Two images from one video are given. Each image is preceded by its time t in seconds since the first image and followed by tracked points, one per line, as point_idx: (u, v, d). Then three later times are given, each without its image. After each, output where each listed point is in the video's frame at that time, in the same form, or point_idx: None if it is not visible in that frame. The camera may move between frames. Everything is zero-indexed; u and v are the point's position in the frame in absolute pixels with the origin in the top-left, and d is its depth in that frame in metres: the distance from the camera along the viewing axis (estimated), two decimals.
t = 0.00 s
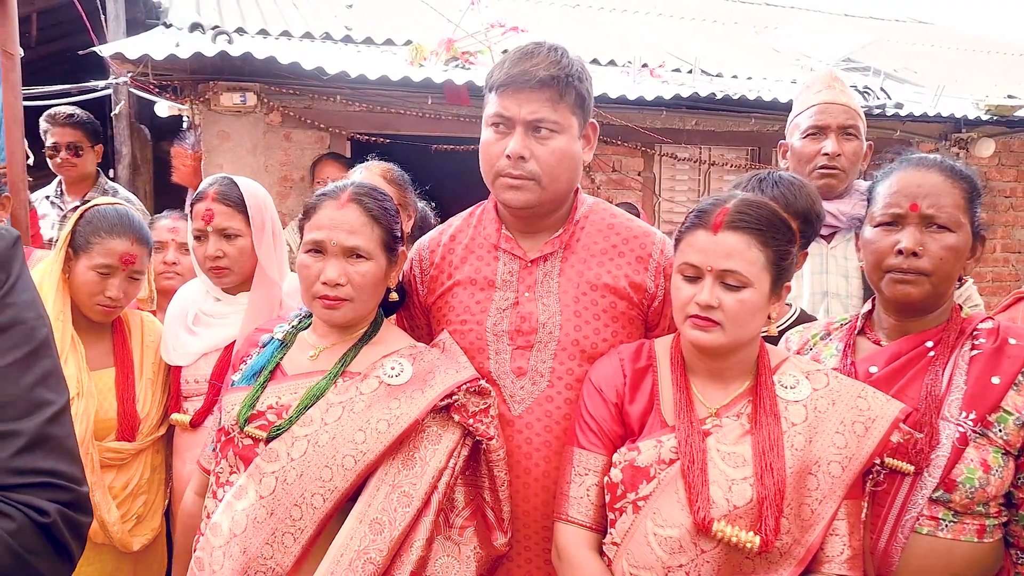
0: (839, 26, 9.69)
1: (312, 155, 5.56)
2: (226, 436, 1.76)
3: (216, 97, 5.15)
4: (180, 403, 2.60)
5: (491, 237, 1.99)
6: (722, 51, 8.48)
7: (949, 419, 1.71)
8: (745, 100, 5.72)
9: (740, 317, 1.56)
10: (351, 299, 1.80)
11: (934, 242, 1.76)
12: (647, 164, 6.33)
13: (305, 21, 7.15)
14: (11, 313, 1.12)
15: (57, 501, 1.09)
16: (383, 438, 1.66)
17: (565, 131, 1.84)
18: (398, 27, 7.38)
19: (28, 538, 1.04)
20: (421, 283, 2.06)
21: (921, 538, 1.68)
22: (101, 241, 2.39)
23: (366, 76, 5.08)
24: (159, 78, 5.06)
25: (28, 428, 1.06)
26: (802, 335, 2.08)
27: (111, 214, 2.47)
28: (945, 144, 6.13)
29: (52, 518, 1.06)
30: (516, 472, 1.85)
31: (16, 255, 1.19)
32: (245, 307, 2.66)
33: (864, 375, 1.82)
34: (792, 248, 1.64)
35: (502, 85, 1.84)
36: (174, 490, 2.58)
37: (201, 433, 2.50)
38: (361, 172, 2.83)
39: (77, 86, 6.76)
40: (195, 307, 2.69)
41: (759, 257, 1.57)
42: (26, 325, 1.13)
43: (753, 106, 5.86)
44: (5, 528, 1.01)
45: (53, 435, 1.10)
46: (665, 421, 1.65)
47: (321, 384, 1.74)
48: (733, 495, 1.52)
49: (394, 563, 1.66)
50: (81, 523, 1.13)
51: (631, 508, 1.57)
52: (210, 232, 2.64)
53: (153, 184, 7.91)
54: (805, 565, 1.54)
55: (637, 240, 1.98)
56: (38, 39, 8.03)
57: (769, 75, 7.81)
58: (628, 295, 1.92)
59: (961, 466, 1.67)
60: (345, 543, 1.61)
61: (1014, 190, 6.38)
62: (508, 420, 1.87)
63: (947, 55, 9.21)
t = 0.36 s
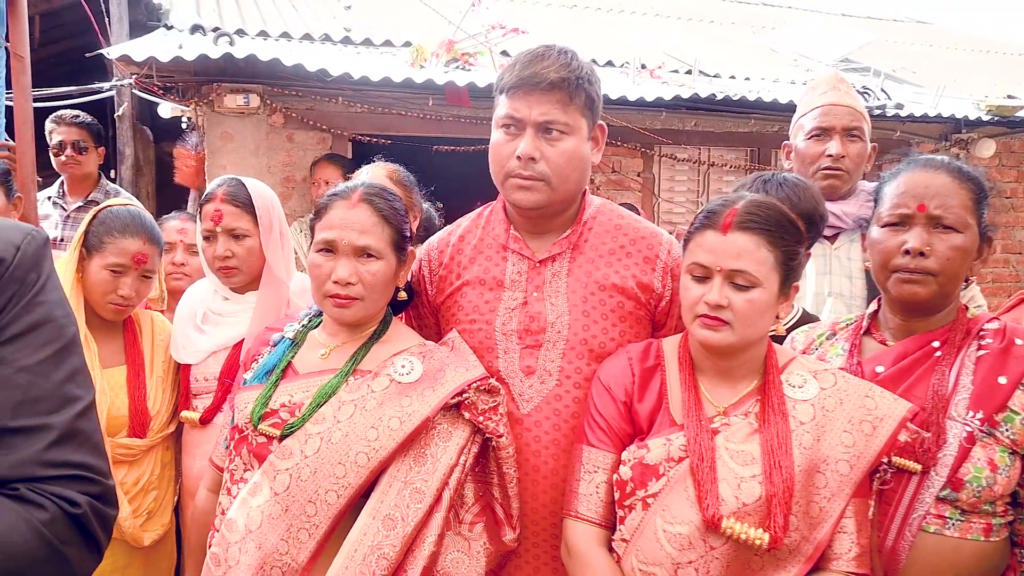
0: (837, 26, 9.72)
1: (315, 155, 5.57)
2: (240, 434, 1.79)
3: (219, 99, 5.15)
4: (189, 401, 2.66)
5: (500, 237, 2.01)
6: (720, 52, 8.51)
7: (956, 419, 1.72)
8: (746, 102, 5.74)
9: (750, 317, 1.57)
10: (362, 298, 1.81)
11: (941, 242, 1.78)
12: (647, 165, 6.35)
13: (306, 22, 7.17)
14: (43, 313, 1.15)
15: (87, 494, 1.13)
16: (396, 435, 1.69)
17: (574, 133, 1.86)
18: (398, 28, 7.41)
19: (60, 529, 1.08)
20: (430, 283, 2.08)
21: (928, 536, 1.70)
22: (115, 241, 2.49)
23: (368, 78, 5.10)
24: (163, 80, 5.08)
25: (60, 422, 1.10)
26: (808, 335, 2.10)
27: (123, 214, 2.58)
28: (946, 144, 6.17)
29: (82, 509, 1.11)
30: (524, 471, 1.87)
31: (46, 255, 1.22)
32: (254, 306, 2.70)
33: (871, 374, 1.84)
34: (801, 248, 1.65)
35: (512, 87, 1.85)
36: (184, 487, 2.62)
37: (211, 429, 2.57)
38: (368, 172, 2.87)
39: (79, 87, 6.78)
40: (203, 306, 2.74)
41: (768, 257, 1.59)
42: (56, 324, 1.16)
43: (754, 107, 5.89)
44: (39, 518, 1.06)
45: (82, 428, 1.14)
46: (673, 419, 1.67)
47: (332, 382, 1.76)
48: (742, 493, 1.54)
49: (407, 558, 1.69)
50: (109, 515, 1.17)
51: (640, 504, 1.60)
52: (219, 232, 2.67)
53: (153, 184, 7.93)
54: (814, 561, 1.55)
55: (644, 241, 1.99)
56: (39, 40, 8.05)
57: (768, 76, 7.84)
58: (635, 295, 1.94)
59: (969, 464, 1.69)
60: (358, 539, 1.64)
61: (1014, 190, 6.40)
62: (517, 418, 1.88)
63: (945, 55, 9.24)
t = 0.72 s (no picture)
0: (854, 24, 9.68)
1: (334, 157, 5.62)
2: (274, 431, 1.85)
3: (241, 101, 5.21)
4: (218, 398, 2.72)
5: (526, 238, 2.04)
6: (737, 52, 8.50)
7: (982, 419, 1.73)
8: (764, 102, 5.75)
9: (776, 317, 1.60)
10: (391, 300, 1.86)
11: (967, 243, 1.79)
12: (664, 166, 6.33)
13: (325, 24, 7.22)
14: (94, 310, 1.26)
15: (139, 484, 1.23)
16: (425, 433, 1.73)
17: (601, 135, 1.88)
18: (415, 29, 7.46)
19: (115, 517, 1.18)
20: (457, 284, 2.11)
21: (954, 536, 1.71)
22: (149, 241, 2.61)
23: (388, 80, 5.14)
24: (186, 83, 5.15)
25: (112, 415, 1.21)
26: (831, 335, 2.11)
27: (155, 215, 2.70)
28: (967, 144, 6.14)
29: (136, 498, 1.20)
30: (552, 468, 1.91)
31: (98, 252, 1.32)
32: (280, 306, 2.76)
33: (895, 375, 1.85)
34: (826, 249, 1.67)
35: (540, 90, 1.88)
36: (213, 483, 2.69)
37: (239, 426, 2.63)
38: (392, 174, 2.92)
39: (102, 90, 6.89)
40: (230, 305, 2.82)
41: (794, 258, 1.61)
42: (105, 320, 1.27)
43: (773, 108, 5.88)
44: (95, 506, 1.15)
45: (132, 420, 1.24)
46: (698, 418, 1.69)
47: (363, 380, 1.82)
48: (768, 491, 1.56)
49: (437, 554, 1.73)
50: (159, 505, 1.27)
51: (666, 502, 1.62)
52: (247, 234, 2.74)
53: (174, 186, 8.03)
54: (840, 559, 1.57)
55: (669, 242, 2.01)
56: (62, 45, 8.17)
57: (785, 76, 7.82)
58: (660, 295, 1.96)
59: (995, 465, 1.69)
60: (390, 534, 1.68)
61: None
62: (544, 417, 1.92)
63: (965, 54, 9.18)
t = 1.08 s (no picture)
0: (873, 23, 9.64)
1: (356, 158, 5.68)
2: (314, 425, 1.93)
3: (264, 104, 5.25)
4: (247, 396, 2.77)
5: (553, 239, 2.11)
6: (755, 51, 8.49)
7: (1007, 419, 1.75)
8: (784, 103, 5.76)
9: (802, 317, 1.62)
10: (418, 320, 1.91)
11: (992, 245, 1.81)
12: (682, 167, 6.35)
13: (345, 26, 7.28)
14: (144, 307, 1.31)
15: (189, 474, 1.29)
16: (459, 430, 1.79)
17: (629, 137, 1.92)
18: (434, 31, 7.51)
19: (168, 505, 1.23)
20: (485, 284, 2.18)
21: (978, 534, 1.73)
22: (181, 241, 2.68)
23: (410, 82, 5.19)
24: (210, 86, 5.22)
25: (163, 408, 1.26)
26: (854, 334, 2.14)
27: (187, 217, 2.77)
28: (988, 144, 6.12)
29: (185, 488, 1.26)
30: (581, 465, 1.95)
31: (144, 251, 1.38)
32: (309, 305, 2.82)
33: (920, 375, 1.87)
34: (852, 250, 1.69)
35: (569, 93, 1.92)
36: (243, 478, 2.74)
37: (267, 423, 2.68)
38: (418, 176, 2.97)
39: (126, 93, 6.99)
40: (260, 304, 2.88)
41: (820, 259, 1.64)
42: (154, 316, 1.32)
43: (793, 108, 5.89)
44: (149, 494, 1.20)
45: (180, 413, 1.30)
46: (725, 416, 1.73)
47: (399, 379, 1.88)
48: (795, 488, 1.59)
49: (469, 550, 1.78)
50: (206, 495, 1.32)
51: (694, 499, 1.65)
52: (276, 235, 2.79)
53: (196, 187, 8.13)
54: (866, 556, 1.59)
55: (696, 242, 2.07)
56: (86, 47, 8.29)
57: (804, 75, 7.82)
58: (688, 296, 2.02)
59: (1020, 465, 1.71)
60: (423, 530, 1.74)
61: None
62: (573, 416, 1.97)
63: (986, 52, 9.13)
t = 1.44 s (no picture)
0: (896, 22, 9.57)
1: (379, 160, 5.72)
2: (353, 425, 2.03)
3: (290, 105, 5.36)
4: (278, 394, 2.82)
5: (585, 241, 2.21)
6: (776, 51, 8.46)
7: None
8: (807, 104, 5.75)
9: (831, 318, 1.65)
10: (441, 331, 1.97)
11: (1021, 248, 1.81)
12: (704, 168, 6.31)
13: (367, 28, 7.36)
14: (189, 305, 1.34)
15: (235, 467, 1.31)
16: (490, 437, 1.86)
17: (663, 139, 2.03)
18: (455, 32, 7.56)
19: (216, 497, 1.26)
20: (516, 285, 2.27)
21: (1008, 533, 1.74)
22: (214, 242, 2.74)
23: (434, 85, 5.25)
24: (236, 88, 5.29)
25: (209, 402, 1.29)
26: (882, 335, 2.15)
27: (219, 218, 2.83)
28: (1014, 144, 6.08)
29: (233, 479, 1.29)
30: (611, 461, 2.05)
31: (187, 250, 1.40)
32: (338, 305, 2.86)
33: (948, 375, 1.89)
34: (881, 252, 1.72)
35: (604, 97, 2.04)
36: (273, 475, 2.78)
37: (297, 421, 2.73)
38: (444, 179, 3.03)
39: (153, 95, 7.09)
40: (290, 304, 2.94)
41: (849, 260, 1.66)
42: (198, 313, 1.35)
43: (816, 109, 5.88)
44: (198, 486, 1.23)
45: (226, 408, 1.33)
46: (754, 415, 1.75)
47: (433, 382, 1.95)
48: (823, 486, 1.61)
49: (500, 552, 1.85)
50: (251, 487, 1.35)
51: (723, 496, 1.68)
52: (306, 236, 2.85)
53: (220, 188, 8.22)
54: (894, 555, 1.61)
55: (727, 245, 2.16)
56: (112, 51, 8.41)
57: (826, 75, 7.79)
58: (718, 297, 2.12)
59: None
60: (455, 532, 1.81)
61: None
62: (605, 415, 2.06)
63: (1010, 52, 9.06)
